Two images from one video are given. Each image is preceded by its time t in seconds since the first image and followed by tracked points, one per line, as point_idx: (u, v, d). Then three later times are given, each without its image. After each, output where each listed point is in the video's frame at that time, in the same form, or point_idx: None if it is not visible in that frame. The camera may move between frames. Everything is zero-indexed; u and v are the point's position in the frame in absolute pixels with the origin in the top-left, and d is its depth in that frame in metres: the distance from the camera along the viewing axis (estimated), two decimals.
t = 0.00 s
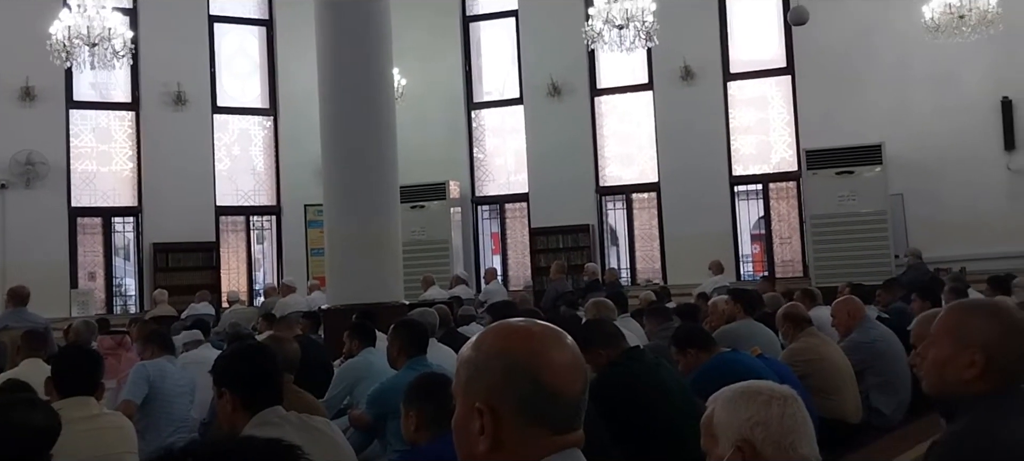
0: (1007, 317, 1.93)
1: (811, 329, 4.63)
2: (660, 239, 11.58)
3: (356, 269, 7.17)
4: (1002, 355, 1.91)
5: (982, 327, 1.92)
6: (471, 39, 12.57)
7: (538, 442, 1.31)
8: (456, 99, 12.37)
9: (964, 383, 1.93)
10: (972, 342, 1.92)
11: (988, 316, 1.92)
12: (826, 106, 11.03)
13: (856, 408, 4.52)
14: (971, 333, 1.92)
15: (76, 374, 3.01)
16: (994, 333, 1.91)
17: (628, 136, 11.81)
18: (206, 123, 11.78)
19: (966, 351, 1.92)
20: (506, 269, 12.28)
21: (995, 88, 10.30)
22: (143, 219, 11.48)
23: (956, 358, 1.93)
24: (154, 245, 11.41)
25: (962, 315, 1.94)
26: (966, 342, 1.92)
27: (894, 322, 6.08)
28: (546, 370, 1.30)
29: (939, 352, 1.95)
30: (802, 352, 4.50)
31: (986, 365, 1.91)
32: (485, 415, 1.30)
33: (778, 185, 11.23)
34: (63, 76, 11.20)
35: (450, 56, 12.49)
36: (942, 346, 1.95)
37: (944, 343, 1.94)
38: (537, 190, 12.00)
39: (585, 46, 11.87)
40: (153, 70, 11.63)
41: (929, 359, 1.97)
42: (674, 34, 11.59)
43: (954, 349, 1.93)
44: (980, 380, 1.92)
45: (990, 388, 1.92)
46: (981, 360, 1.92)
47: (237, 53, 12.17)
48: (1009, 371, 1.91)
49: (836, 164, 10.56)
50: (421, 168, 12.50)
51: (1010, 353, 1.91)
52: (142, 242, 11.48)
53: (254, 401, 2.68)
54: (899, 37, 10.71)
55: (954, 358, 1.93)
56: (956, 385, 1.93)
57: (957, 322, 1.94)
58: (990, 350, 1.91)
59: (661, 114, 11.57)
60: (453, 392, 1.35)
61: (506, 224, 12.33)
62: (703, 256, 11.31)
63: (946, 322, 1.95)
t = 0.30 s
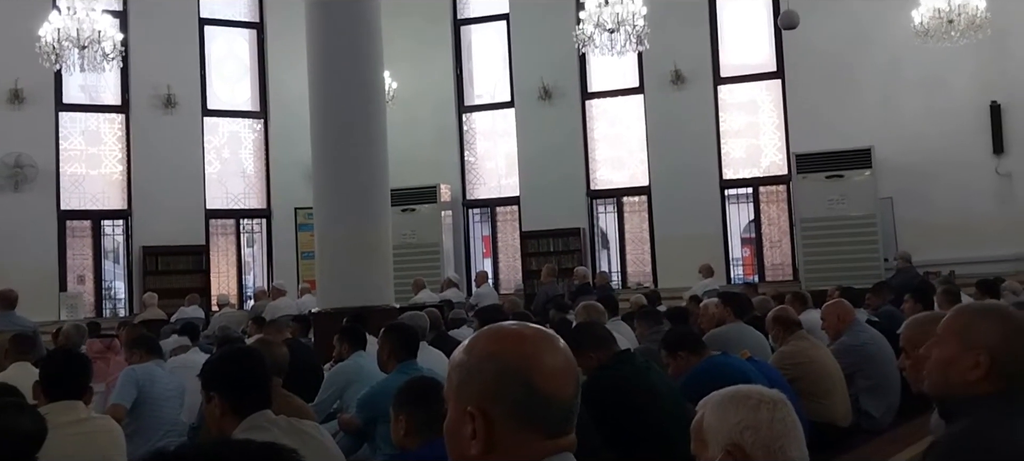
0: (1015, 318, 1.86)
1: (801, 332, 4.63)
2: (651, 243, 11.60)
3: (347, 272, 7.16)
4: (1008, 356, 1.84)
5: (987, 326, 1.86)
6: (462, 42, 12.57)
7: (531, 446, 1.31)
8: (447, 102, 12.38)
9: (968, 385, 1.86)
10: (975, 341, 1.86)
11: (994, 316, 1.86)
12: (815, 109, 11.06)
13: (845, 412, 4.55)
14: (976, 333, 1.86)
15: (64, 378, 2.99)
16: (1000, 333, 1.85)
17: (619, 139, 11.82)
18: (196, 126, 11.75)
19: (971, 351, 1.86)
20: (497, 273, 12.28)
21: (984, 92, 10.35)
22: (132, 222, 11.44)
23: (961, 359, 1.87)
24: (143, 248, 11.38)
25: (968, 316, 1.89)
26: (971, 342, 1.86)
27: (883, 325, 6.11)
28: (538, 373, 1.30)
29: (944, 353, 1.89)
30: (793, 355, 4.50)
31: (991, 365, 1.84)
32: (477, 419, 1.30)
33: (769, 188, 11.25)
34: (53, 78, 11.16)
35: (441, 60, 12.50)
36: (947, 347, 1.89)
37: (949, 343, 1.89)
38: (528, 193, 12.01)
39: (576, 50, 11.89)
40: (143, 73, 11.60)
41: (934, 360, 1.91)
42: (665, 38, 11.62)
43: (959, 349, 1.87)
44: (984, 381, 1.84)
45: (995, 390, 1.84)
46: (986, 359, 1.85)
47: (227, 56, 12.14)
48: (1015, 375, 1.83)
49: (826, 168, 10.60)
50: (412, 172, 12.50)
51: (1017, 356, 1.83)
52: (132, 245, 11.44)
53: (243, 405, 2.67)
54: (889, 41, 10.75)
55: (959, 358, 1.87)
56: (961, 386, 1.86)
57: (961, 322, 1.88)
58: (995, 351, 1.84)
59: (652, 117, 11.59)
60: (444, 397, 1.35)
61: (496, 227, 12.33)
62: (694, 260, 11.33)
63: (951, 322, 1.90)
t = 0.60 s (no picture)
0: (993, 320, 2.00)
1: (793, 335, 4.64)
2: (645, 246, 11.61)
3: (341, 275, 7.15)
4: (988, 356, 1.97)
5: (969, 328, 1.99)
6: (457, 45, 12.57)
7: (524, 449, 1.31)
8: (441, 105, 12.37)
9: (951, 384, 1.99)
10: (959, 342, 1.99)
11: (974, 319, 2.00)
12: (808, 113, 11.08)
13: (837, 415, 4.56)
14: (959, 335, 1.99)
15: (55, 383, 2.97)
16: (981, 335, 1.98)
17: (613, 142, 11.83)
18: (190, 128, 11.72)
19: (954, 351, 1.99)
20: (491, 276, 12.29)
21: (977, 96, 10.38)
22: (125, 225, 11.42)
23: (944, 360, 1.99)
24: (136, 251, 11.35)
25: (950, 319, 2.01)
26: (954, 343, 1.99)
27: (877, 328, 6.13)
28: (530, 376, 1.30)
29: (929, 354, 2.02)
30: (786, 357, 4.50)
31: (973, 365, 1.98)
32: (470, 423, 1.30)
33: (762, 191, 11.28)
34: (46, 81, 11.14)
35: (435, 63, 12.50)
36: (932, 348, 2.01)
37: (934, 345, 2.01)
38: (522, 196, 12.01)
39: (570, 53, 11.90)
40: (136, 76, 11.58)
41: (918, 361, 2.03)
42: (659, 41, 11.64)
43: (943, 350, 2.00)
44: (967, 380, 1.98)
45: (976, 388, 1.98)
46: (968, 359, 1.98)
47: (220, 58, 12.12)
48: (995, 373, 1.98)
49: (819, 171, 10.62)
50: (406, 175, 12.50)
51: (998, 356, 1.97)
52: (125, 248, 11.42)
53: (235, 409, 2.66)
54: (882, 45, 10.79)
55: (942, 358, 2.00)
56: (945, 385, 1.99)
57: (944, 325, 2.01)
58: (977, 351, 1.97)
59: (646, 121, 11.60)
60: (438, 401, 1.35)
61: (490, 230, 12.34)
62: (688, 263, 11.34)
63: (935, 325, 2.02)
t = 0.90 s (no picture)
0: (949, 324, 2.09)
1: (785, 337, 4.66)
2: (638, 248, 11.61)
3: (334, 278, 7.14)
4: (944, 358, 2.06)
5: (925, 332, 2.08)
6: (450, 47, 12.57)
7: (513, 451, 1.30)
8: (434, 107, 12.37)
9: (909, 385, 2.08)
10: (916, 345, 2.08)
11: (930, 322, 2.09)
12: (800, 115, 11.11)
13: (830, 416, 4.56)
14: (916, 338, 2.08)
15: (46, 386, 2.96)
16: (937, 338, 2.07)
17: (607, 144, 11.83)
18: (182, 130, 11.69)
19: (911, 354, 2.08)
20: (485, 278, 12.27)
21: (968, 98, 10.42)
22: (118, 227, 11.39)
23: (902, 363, 2.08)
24: (128, 253, 11.32)
25: (908, 323, 2.11)
26: (911, 348, 2.08)
27: (869, 330, 6.14)
28: (517, 379, 1.30)
29: (886, 358, 2.11)
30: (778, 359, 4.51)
31: (929, 367, 2.06)
32: (458, 426, 1.30)
33: (754, 193, 11.30)
34: (38, 83, 11.12)
35: (428, 65, 12.49)
36: (890, 352, 2.10)
37: (891, 348, 2.10)
38: (515, 199, 12.01)
39: (563, 55, 11.91)
40: (128, 78, 11.55)
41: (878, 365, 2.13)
42: (652, 43, 11.65)
43: (900, 354, 2.09)
44: (924, 381, 2.06)
45: (933, 389, 2.06)
46: (925, 362, 2.07)
47: (213, 60, 12.09)
48: (952, 374, 2.06)
49: (812, 173, 10.64)
50: (400, 177, 12.49)
51: (952, 357, 2.06)
52: (117, 250, 11.38)
53: (227, 412, 2.66)
54: (874, 48, 10.82)
55: (901, 361, 2.09)
56: (903, 387, 2.08)
57: (902, 329, 2.11)
58: (933, 353, 2.06)
59: (639, 122, 11.62)
60: (426, 406, 1.35)
61: (483, 232, 12.33)
62: (681, 265, 11.35)
63: (894, 329, 2.12)
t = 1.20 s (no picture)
0: (888, 334, 2.08)
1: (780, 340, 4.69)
2: (629, 251, 11.62)
3: (324, 282, 7.12)
4: (886, 366, 2.04)
5: (864, 341, 2.07)
6: (440, 50, 12.56)
7: (503, 453, 1.30)
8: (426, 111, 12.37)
9: (855, 394, 2.05)
10: (858, 354, 2.06)
11: (869, 332, 2.08)
12: (790, 118, 11.14)
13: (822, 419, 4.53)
14: (857, 348, 2.07)
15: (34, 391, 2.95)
16: (876, 347, 2.06)
17: (597, 148, 11.84)
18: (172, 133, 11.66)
19: (853, 365, 2.05)
20: (476, 281, 12.26)
21: (957, 102, 10.46)
22: (107, 230, 11.35)
23: (844, 373, 2.06)
24: (117, 257, 11.27)
25: (848, 333, 2.10)
26: (854, 357, 2.06)
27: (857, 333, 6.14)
28: (507, 382, 1.30)
29: (831, 371, 2.08)
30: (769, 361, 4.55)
31: (873, 376, 2.03)
32: (448, 432, 1.29)
33: (744, 196, 11.32)
34: (27, 86, 11.08)
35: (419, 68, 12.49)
36: (835, 364, 2.08)
37: (834, 361, 2.08)
38: (506, 202, 12.01)
39: (554, 59, 11.92)
40: (117, 81, 11.52)
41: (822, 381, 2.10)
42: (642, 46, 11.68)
43: (844, 364, 2.06)
44: (869, 390, 2.03)
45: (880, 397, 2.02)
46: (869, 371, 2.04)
47: (203, 63, 12.04)
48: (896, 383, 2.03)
49: (802, 176, 10.68)
50: (390, 181, 12.48)
51: (895, 364, 2.04)
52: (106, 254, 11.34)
53: (216, 416, 2.65)
54: (863, 52, 10.86)
55: (844, 373, 2.06)
56: (850, 397, 2.05)
57: (843, 341, 2.09)
58: (875, 362, 2.04)
59: (629, 126, 11.63)
60: (416, 412, 1.34)
61: (475, 235, 12.30)
62: (671, 268, 11.36)
63: (834, 343, 2.10)
